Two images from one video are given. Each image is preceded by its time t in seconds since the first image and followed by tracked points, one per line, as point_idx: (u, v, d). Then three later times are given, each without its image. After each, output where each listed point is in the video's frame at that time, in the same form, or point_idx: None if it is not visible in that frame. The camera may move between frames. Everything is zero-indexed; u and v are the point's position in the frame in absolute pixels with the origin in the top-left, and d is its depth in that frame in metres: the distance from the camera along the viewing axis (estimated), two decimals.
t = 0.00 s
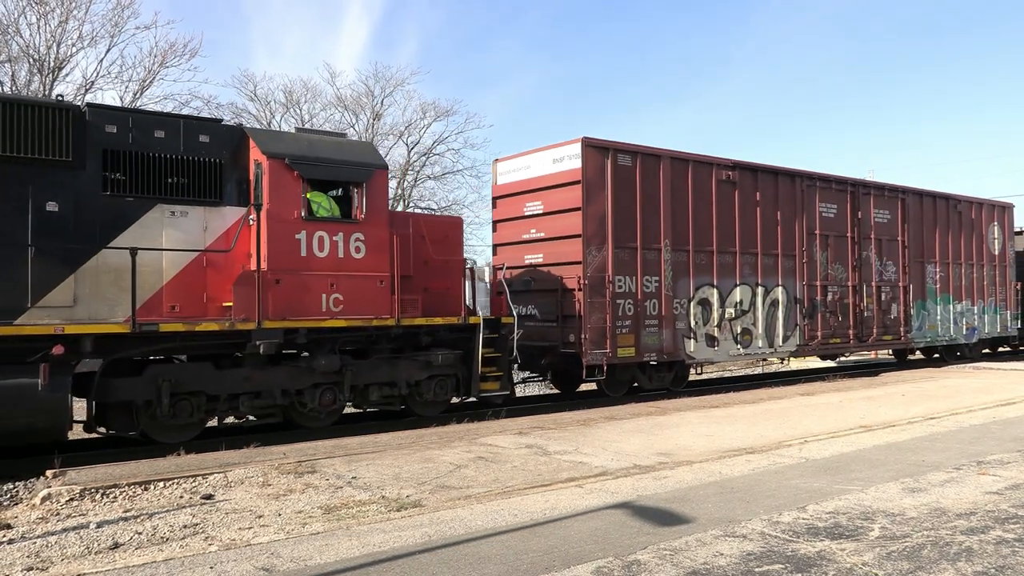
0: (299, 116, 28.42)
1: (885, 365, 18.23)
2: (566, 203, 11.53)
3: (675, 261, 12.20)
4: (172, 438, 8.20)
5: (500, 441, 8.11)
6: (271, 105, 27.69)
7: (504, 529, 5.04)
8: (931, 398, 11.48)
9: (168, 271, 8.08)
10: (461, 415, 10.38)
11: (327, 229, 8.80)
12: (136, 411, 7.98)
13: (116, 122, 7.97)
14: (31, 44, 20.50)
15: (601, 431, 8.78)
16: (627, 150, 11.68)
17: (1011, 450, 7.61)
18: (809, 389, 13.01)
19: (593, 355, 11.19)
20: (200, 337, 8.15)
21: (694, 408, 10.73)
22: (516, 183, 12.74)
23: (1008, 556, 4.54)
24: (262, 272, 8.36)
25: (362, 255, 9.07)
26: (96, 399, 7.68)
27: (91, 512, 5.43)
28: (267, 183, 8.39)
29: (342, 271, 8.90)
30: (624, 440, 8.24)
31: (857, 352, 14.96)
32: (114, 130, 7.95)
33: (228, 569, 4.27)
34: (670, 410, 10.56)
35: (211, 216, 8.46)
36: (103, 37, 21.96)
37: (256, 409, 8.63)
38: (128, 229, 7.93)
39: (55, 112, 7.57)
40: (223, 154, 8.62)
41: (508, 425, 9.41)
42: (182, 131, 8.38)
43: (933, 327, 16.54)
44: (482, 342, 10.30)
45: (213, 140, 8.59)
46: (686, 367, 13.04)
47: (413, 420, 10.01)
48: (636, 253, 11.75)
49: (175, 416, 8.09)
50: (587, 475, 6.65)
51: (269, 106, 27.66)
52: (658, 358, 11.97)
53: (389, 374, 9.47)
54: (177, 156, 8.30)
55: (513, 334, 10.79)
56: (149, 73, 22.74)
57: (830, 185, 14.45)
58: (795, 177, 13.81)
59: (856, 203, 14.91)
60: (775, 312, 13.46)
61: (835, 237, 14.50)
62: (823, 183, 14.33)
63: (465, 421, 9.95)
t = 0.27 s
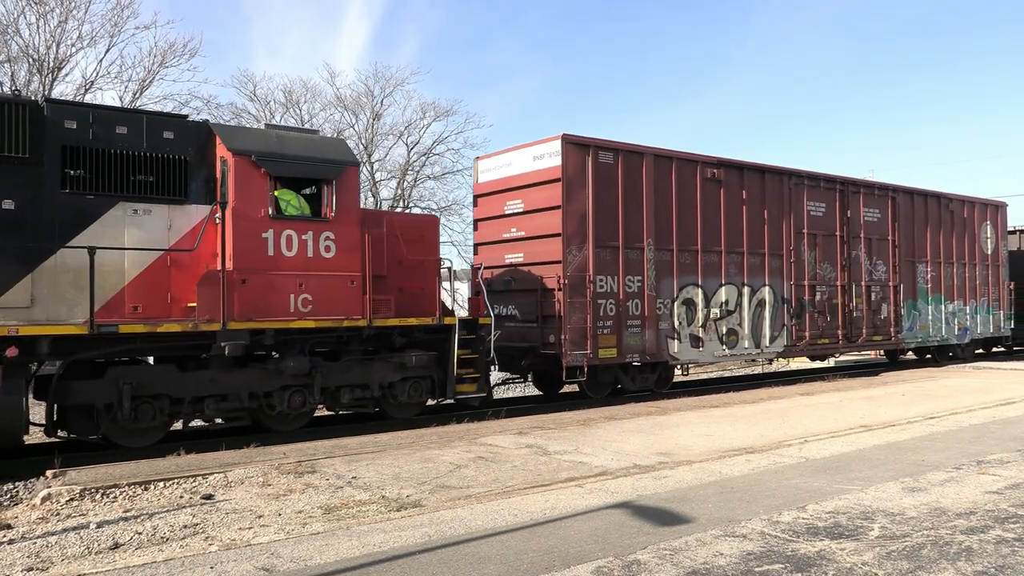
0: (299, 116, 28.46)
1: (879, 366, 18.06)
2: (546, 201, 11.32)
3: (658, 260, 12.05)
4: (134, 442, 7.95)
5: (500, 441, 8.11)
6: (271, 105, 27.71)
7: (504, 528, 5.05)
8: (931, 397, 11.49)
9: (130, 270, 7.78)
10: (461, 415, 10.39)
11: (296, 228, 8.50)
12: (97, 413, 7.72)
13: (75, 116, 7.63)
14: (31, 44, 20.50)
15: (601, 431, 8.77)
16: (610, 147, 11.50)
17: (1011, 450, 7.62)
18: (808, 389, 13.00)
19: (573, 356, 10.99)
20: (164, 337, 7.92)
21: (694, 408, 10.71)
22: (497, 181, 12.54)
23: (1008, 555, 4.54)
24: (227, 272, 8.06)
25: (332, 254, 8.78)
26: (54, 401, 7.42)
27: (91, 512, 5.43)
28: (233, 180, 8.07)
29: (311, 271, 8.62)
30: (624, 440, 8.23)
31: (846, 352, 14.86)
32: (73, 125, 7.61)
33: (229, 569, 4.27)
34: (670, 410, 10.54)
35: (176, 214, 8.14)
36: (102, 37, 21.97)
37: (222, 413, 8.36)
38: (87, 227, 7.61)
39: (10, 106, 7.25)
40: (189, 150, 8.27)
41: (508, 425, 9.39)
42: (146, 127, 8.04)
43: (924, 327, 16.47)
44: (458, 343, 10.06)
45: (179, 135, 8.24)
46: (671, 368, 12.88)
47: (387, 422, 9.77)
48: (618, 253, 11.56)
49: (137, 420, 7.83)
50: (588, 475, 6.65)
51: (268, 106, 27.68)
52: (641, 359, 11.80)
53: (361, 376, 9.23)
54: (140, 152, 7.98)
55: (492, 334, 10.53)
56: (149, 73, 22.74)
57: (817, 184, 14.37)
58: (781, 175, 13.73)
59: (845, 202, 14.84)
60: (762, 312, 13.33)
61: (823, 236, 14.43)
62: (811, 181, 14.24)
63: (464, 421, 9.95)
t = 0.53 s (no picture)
0: (299, 116, 28.49)
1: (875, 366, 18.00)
2: (525, 199, 11.12)
3: (641, 259, 11.86)
4: (93, 445, 7.76)
5: (500, 442, 8.10)
6: (270, 105, 27.74)
7: (504, 528, 5.04)
8: (931, 397, 11.48)
9: (90, 270, 7.54)
10: (461, 415, 10.49)
11: (261, 227, 8.31)
12: (54, 416, 7.52)
13: (30, 112, 7.40)
14: (30, 45, 20.50)
15: (601, 431, 8.77)
16: (590, 145, 11.30)
17: (1010, 449, 7.62)
18: (808, 388, 12.99)
19: (552, 357, 10.80)
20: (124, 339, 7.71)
21: (694, 408, 10.68)
22: (476, 179, 12.30)
23: (1008, 555, 4.54)
24: (190, 272, 7.86)
25: (299, 254, 8.57)
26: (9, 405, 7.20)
27: (91, 512, 5.43)
28: (196, 178, 7.90)
29: (277, 270, 8.40)
30: (624, 440, 8.23)
31: (834, 352, 14.74)
32: (28, 122, 7.37)
33: (229, 569, 4.27)
34: (670, 410, 10.53)
35: (138, 213, 7.91)
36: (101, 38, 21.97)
37: (185, 416, 8.16)
38: (44, 226, 7.37)
39: None
40: (150, 148, 8.05)
41: (508, 425, 9.38)
42: (105, 124, 7.82)
43: (915, 327, 16.44)
44: (433, 345, 9.91)
45: (140, 132, 8.02)
46: (654, 369, 12.73)
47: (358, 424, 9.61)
48: (598, 252, 11.36)
49: (95, 424, 7.62)
50: (588, 474, 6.65)
51: (267, 106, 27.69)
52: (623, 360, 11.62)
53: (332, 378, 9.07)
54: (99, 150, 7.75)
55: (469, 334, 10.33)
56: (148, 73, 22.74)
57: (805, 182, 14.22)
58: (768, 173, 13.57)
59: (833, 200, 14.70)
60: (748, 312, 13.18)
61: (812, 234, 14.29)
62: (798, 179, 14.09)
63: (464, 421, 9.96)
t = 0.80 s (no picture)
0: (298, 116, 28.49)
1: (873, 366, 18.00)
2: (502, 196, 10.88)
3: (622, 258, 11.62)
4: (50, 448, 7.57)
5: (499, 441, 8.10)
6: (270, 105, 27.73)
7: (504, 528, 5.04)
8: (931, 397, 11.47)
9: (46, 270, 7.30)
10: (460, 415, 10.47)
11: (225, 224, 8.10)
12: (9, 419, 7.31)
13: None
14: (29, 44, 20.49)
15: (601, 431, 8.76)
16: (568, 141, 11.07)
17: (1010, 449, 7.62)
18: (808, 388, 12.99)
19: (529, 358, 10.54)
20: (81, 339, 7.49)
21: (695, 408, 10.66)
22: (453, 177, 12.06)
23: (1007, 554, 4.54)
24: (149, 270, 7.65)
25: (264, 252, 8.33)
26: None
27: (90, 511, 5.43)
28: (156, 175, 7.69)
29: (241, 269, 8.19)
30: (623, 440, 8.23)
31: (822, 353, 14.56)
32: None
33: (228, 569, 4.27)
34: (670, 409, 10.52)
35: (97, 210, 7.63)
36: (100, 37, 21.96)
37: (146, 419, 7.93)
38: None
39: None
40: (110, 144, 7.79)
41: (507, 425, 9.35)
42: (63, 119, 7.55)
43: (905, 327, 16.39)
44: (405, 346, 9.56)
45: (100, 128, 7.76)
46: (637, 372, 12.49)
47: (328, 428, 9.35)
48: (577, 251, 11.13)
49: (51, 427, 7.40)
50: (588, 474, 6.63)
51: (267, 106, 27.68)
52: (603, 361, 11.37)
53: (299, 380, 8.81)
54: (57, 146, 7.48)
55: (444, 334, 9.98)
56: (148, 73, 22.76)
57: (791, 179, 14.04)
58: (753, 170, 13.39)
59: (820, 198, 14.54)
60: (733, 311, 12.99)
61: (799, 233, 14.11)
62: (784, 177, 13.91)
63: (464, 421, 9.96)
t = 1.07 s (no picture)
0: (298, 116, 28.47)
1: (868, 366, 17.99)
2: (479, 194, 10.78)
3: (601, 258, 11.56)
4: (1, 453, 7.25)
5: (498, 441, 8.09)
6: (269, 104, 27.67)
7: (502, 528, 5.04)
8: (929, 398, 11.46)
9: None
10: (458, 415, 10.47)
11: (186, 220, 7.86)
12: None
13: None
14: (28, 42, 20.47)
15: (600, 430, 8.76)
16: (547, 138, 11.00)
17: (1008, 450, 7.63)
18: (806, 388, 12.99)
19: (504, 359, 10.45)
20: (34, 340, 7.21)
21: (693, 408, 10.65)
22: (430, 174, 11.98)
23: (1004, 555, 4.55)
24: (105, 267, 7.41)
25: (228, 249, 8.09)
26: None
27: (88, 510, 5.43)
28: (113, 169, 7.45)
29: (203, 267, 7.96)
30: (623, 440, 8.23)
31: (808, 354, 14.52)
32: None
33: (226, 568, 4.27)
34: (669, 409, 10.51)
35: (52, 205, 7.45)
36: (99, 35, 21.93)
37: (102, 422, 7.65)
38: None
39: None
40: (67, 138, 7.58)
41: (506, 424, 9.34)
42: (16, 112, 7.34)
43: (893, 328, 16.39)
44: (376, 347, 9.34)
45: (55, 121, 7.54)
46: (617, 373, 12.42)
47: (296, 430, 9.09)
48: (555, 249, 11.06)
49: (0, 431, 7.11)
50: (587, 474, 6.63)
51: (266, 105, 27.67)
52: (581, 362, 11.31)
53: (264, 382, 8.56)
54: (10, 139, 7.27)
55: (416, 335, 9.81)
56: (147, 71, 22.73)
57: (777, 178, 14.03)
58: (738, 169, 13.39)
59: (806, 197, 14.52)
60: (717, 312, 12.96)
61: (785, 232, 14.12)
62: (770, 175, 13.89)
63: (462, 421, 9.96)
